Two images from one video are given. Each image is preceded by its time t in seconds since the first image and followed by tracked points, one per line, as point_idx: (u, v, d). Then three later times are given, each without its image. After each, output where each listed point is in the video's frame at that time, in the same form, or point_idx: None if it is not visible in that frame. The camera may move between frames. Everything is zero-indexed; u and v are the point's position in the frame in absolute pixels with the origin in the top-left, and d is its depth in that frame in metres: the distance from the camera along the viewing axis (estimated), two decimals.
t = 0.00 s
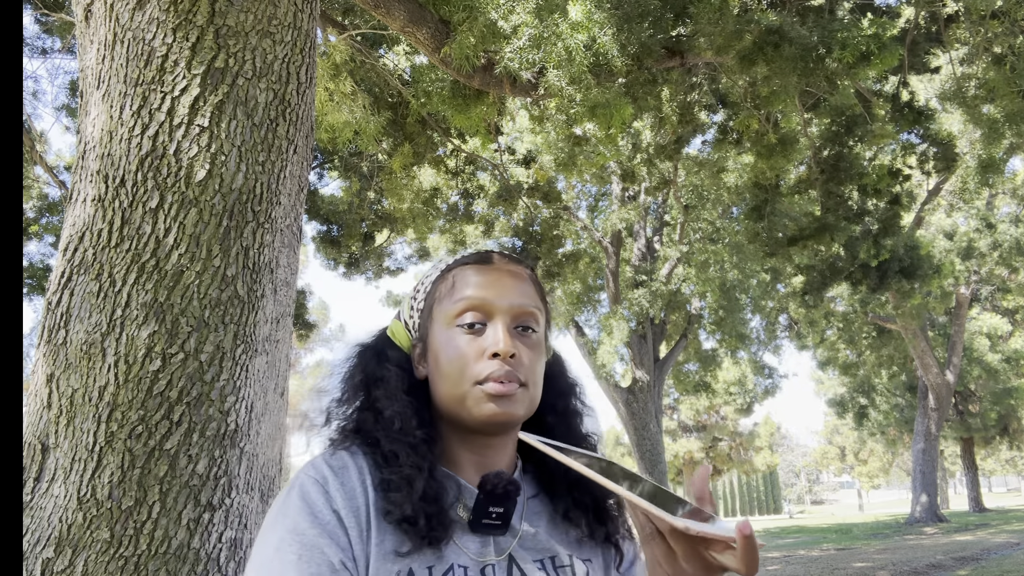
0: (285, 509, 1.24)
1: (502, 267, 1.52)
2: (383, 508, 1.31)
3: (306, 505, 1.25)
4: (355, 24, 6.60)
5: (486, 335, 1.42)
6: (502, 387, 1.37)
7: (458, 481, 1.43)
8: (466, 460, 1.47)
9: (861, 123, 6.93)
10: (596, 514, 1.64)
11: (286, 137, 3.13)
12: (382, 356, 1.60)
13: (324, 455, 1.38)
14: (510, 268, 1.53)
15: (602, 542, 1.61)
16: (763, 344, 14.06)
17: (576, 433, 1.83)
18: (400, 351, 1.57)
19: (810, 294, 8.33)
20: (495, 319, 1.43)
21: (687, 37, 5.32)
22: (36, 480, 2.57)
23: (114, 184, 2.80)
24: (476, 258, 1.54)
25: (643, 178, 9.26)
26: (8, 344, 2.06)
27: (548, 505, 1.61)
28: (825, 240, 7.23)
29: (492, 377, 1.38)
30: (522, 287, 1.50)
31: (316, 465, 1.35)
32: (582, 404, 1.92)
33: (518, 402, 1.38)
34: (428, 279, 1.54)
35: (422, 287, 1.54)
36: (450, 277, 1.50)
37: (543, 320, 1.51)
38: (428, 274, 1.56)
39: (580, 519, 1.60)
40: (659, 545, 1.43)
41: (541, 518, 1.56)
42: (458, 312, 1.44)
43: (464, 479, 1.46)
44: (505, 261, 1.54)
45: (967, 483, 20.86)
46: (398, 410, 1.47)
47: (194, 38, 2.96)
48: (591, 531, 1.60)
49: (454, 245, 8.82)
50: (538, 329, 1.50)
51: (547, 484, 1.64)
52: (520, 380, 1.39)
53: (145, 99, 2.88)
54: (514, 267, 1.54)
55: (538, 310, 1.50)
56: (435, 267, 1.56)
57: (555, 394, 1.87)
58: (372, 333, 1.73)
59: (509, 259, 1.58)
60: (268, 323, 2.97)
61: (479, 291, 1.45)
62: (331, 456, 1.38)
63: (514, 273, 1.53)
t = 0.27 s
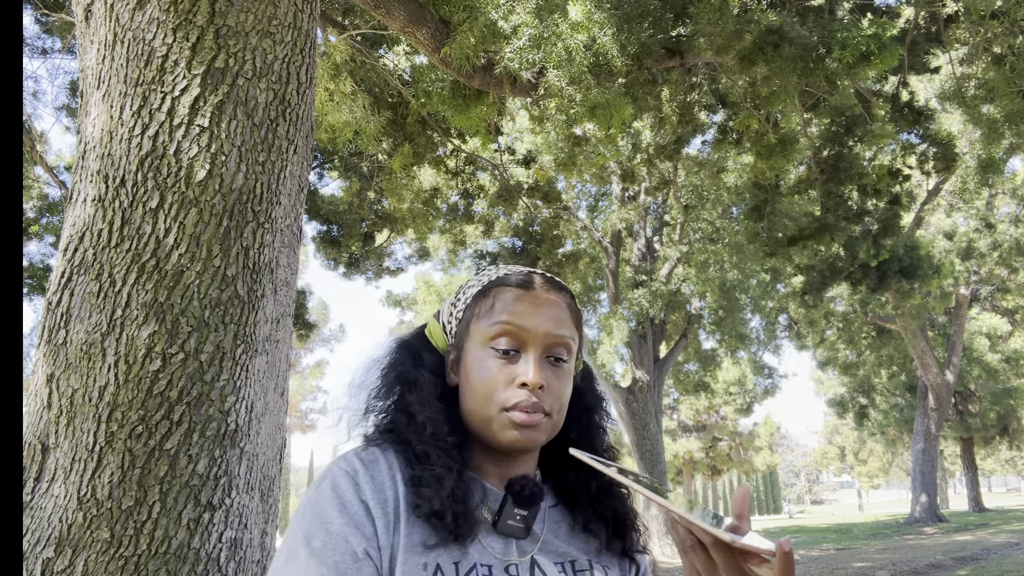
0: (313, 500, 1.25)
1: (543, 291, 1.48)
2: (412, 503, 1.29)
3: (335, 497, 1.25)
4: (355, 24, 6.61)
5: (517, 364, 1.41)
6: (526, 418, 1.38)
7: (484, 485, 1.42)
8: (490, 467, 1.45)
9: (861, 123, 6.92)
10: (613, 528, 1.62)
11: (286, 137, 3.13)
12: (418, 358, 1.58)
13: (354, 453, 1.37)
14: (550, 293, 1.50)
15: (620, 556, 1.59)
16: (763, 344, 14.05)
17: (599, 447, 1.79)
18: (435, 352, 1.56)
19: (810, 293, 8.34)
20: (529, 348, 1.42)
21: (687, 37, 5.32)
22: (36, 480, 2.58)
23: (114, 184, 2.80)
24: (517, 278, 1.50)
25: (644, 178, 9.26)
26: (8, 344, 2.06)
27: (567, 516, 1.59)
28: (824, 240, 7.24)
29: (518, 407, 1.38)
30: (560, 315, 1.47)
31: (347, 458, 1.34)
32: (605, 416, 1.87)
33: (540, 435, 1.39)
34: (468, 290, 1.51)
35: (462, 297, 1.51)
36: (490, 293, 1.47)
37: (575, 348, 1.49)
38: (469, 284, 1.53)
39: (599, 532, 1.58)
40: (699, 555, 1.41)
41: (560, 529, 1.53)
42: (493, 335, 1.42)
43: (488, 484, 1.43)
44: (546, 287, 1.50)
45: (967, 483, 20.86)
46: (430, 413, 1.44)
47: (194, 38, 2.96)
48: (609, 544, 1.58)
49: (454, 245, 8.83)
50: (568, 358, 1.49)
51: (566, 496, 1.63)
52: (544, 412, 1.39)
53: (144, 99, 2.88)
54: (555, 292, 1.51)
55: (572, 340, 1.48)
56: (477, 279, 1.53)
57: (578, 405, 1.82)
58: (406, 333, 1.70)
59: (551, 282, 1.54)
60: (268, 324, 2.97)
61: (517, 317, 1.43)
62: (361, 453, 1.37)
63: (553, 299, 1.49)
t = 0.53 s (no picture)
0: (315, 495, 1.21)
1: (547, 289, 1.44)
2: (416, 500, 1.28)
3: (339, 494, 1.22)
4: (355, 24, 6.61)
5: (517, 365, 1.37)
6: (524, 420, 1.35)
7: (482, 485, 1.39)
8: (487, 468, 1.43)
9: (861, 123, 6.92)
10: (613, 529, 1.62)
11: (286, 138, 3.13)
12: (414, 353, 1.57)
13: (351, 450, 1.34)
14: (556, 291, 1.45)
15: (617, 555, 1.60)
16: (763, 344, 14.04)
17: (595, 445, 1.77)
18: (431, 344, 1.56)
19: (810, 293, 8.34)
20: (532, 347, 1.38)
21: (687, 37, 5.32)
22: (36, 480, 2.58)
23: (114, 184, 2.81)
24: (522, 275, 1.46)
25: (644, 178, 9.26)
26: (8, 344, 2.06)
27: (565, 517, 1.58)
28: (824, 240, 7.24)
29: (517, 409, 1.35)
30: (565, 313, 1.43)
31: (346, 456, 1.30)
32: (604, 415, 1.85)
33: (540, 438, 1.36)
34: (471, 287, 1.47)
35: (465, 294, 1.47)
36: (492, 290, 1.44)
37: (578, 347, 1.45)
38: (473, 279, 1.49)
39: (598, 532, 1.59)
40: (722, 544, 1.39)
41: (559, 529, 1.53)
42: (493, 333, 1.39)
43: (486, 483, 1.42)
44: (552, 284, 1.45)
45: (967, 483, 20.87)
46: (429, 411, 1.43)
47: (194, 38, 2.96)
48: (608, 544, 1.58)
49: (453, 245, 8.83)
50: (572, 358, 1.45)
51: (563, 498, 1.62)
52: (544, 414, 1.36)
53: (144, 99, 2.88)
54: (560, 290, 1.47)
55: (575, 341, 1.44)
56: (481, 274, 1.49)
57: (577, 404, 1.79)
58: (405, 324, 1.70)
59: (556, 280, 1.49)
60: (268, 324, 2.97)
61: (520, 315, 1.39)
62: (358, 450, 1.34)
63: (558, 298, 1.45)
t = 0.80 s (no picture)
0: (301, 518, 1.22)
1: (536, 280, 1.41)
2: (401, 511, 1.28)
3: (326, 512, 1.23)
4: (356, 24, 6.61)
5: (506, 364, 1.35)
6: (516, 422, 1.34)
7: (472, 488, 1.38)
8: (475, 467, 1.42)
9: (861, 123, 6.92)
10: (612, 518, 1.61)
11: (286, 137, 3.14)
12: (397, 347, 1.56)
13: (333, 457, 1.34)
14: (547, 281, 1.42)
15: (618, 548, 1.60)
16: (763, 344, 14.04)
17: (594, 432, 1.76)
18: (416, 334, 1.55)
19: (810, 293, 8.35)
20: (522, 344, 1.36)
21: (687, 37, 5.33)
22: (36, 480, 2.58)
23: (114, 184, 2.81)
24: (509, 264, 1.42)
25: (644, 178, 9.27)
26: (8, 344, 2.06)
27: (561, 512, 1.57)
28: (824, 240, 7.24)
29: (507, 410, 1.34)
30: (555, 305, 1.40)
31: (328, 470, 1.30)
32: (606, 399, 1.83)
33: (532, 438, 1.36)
34: (457, 277, 1.43)
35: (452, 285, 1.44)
36: (477, 282, 1.40)
37: (571, 340, 1.43)
38: (457, 268, 1.45)
39: (595, 525, 1.58)
40: (736, 528, 1.31)
41: (553, 523, 1.53)
42: (480, 331, 1.37)
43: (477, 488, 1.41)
44: (541, 274, 1.41)
45: (967, 483, 20.87)
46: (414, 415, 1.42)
47: (194, 39, 2.96)
48: (609, 537, 1.58)
49: (454, 245, 8.83)
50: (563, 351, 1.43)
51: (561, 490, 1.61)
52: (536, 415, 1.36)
53: (145, 99, 2.88)
54: (551, 278, 1.43)
55: (569, 334, 1.42)
56: (466, 262, 1.45)
57: (573, 390, 1.79)
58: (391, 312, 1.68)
59: (547, 265, 1.45)
60: (268, 324, 2.97)
61: (508, 312, 1.36)
62: (340, 457, 1.34)
63: (548, 288, 1.41)
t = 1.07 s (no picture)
0: (298, 530, 1.26)
1: (533, 273, 1.41)
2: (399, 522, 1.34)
3: (324, 525, 1.28)
4: (356, 24, 6.62)
5: (504, 366, 1.37)
6: (517, 425, 1.37)
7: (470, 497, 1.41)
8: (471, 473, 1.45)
9: (861, 123, 6.92)
10: (616, 511, 1.61)
11: (286, 138, 3.14)
12: (385, 350, 1.59)
13: (325, 467, 1.38)
14: (545, 273, 1.42)
15: (622, 544, 1.60)
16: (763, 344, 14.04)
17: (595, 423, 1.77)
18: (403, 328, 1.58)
19: (810, 293, 8.35)
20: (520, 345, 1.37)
21: (687, 37, 5.34)
22: (36, 480, 2.58)
23: (114, 184, 2.81)
24: (503, 258, 1.42)
25: (643, 178, 9.28)
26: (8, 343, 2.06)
27: (561, 510, 1.58)
28: (824, 240, 7.24)
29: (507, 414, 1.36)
30: (552, 302, 1.41)
31: (322, 483, 1.34)
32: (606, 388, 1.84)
33: (535, 439, 1.38)
34: (445, 270, 1.42)
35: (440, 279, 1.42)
36: (470, 278, 1.40)
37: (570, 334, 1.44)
38: (446, 262, 1.43)
39: (598, 522, 1.58)
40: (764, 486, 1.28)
41: (552, 523, 1.54)
42: (475, 332, 1.37)
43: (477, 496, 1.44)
44: (539, 267, 1.41)
45: (967, 483, 20.87)
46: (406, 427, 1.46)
47: (194, 38, 2.96)
48: (612, 532, 1.58)
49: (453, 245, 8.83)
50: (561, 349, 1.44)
51: (562, 487, 1.62)
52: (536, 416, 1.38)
53: (145, 99, 2.88)
54: (549, 269, 1.43)
55: (569, 328, 1.43)
56: (455, 255, 1.43)
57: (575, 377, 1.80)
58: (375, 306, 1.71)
59: (545, 254, 1.45)
60: (268, 323, 2.98)
61: (504, 312, 1.37)
62: (334, 467, 1.38)
63: (545, 281, 1.41)
